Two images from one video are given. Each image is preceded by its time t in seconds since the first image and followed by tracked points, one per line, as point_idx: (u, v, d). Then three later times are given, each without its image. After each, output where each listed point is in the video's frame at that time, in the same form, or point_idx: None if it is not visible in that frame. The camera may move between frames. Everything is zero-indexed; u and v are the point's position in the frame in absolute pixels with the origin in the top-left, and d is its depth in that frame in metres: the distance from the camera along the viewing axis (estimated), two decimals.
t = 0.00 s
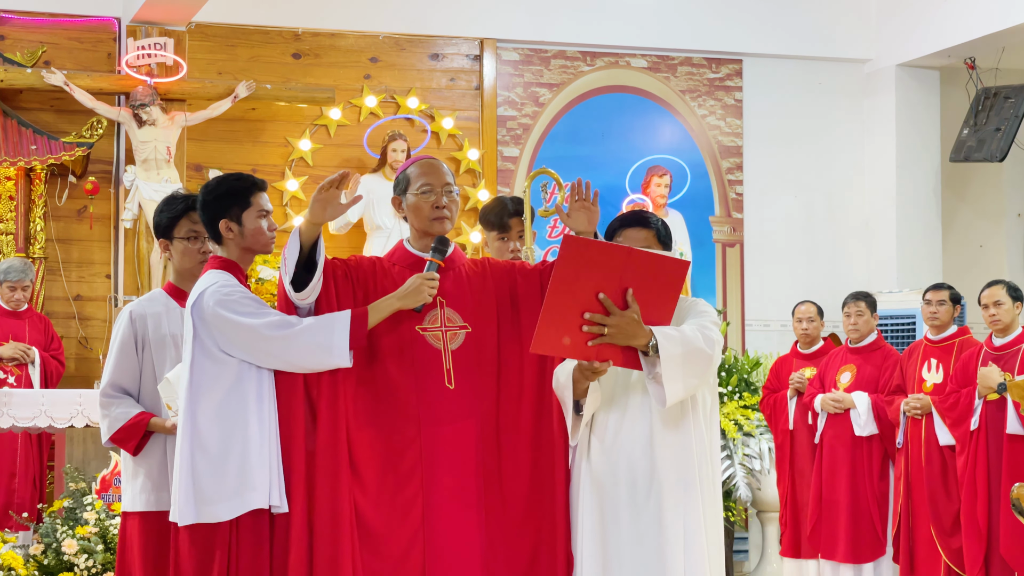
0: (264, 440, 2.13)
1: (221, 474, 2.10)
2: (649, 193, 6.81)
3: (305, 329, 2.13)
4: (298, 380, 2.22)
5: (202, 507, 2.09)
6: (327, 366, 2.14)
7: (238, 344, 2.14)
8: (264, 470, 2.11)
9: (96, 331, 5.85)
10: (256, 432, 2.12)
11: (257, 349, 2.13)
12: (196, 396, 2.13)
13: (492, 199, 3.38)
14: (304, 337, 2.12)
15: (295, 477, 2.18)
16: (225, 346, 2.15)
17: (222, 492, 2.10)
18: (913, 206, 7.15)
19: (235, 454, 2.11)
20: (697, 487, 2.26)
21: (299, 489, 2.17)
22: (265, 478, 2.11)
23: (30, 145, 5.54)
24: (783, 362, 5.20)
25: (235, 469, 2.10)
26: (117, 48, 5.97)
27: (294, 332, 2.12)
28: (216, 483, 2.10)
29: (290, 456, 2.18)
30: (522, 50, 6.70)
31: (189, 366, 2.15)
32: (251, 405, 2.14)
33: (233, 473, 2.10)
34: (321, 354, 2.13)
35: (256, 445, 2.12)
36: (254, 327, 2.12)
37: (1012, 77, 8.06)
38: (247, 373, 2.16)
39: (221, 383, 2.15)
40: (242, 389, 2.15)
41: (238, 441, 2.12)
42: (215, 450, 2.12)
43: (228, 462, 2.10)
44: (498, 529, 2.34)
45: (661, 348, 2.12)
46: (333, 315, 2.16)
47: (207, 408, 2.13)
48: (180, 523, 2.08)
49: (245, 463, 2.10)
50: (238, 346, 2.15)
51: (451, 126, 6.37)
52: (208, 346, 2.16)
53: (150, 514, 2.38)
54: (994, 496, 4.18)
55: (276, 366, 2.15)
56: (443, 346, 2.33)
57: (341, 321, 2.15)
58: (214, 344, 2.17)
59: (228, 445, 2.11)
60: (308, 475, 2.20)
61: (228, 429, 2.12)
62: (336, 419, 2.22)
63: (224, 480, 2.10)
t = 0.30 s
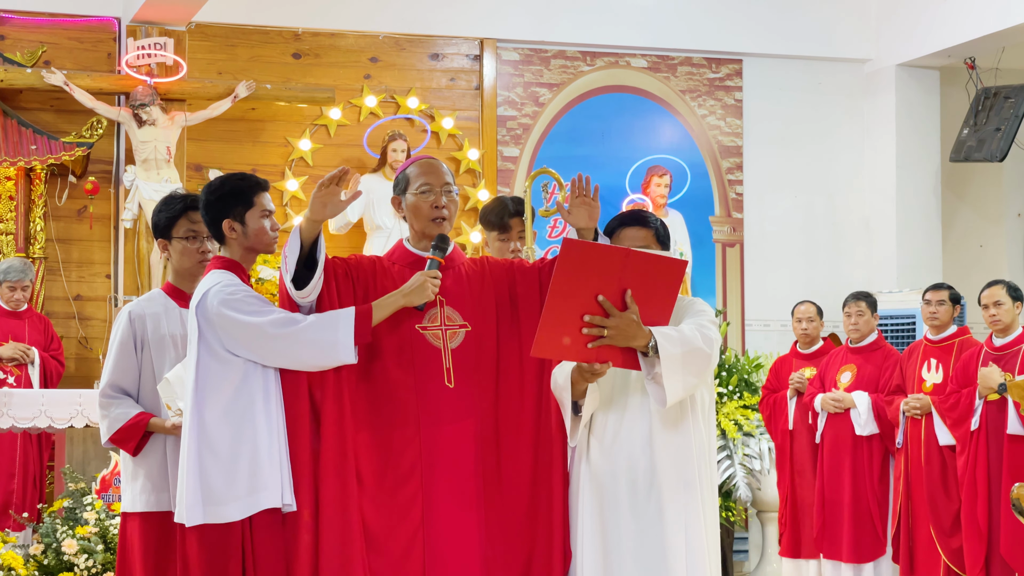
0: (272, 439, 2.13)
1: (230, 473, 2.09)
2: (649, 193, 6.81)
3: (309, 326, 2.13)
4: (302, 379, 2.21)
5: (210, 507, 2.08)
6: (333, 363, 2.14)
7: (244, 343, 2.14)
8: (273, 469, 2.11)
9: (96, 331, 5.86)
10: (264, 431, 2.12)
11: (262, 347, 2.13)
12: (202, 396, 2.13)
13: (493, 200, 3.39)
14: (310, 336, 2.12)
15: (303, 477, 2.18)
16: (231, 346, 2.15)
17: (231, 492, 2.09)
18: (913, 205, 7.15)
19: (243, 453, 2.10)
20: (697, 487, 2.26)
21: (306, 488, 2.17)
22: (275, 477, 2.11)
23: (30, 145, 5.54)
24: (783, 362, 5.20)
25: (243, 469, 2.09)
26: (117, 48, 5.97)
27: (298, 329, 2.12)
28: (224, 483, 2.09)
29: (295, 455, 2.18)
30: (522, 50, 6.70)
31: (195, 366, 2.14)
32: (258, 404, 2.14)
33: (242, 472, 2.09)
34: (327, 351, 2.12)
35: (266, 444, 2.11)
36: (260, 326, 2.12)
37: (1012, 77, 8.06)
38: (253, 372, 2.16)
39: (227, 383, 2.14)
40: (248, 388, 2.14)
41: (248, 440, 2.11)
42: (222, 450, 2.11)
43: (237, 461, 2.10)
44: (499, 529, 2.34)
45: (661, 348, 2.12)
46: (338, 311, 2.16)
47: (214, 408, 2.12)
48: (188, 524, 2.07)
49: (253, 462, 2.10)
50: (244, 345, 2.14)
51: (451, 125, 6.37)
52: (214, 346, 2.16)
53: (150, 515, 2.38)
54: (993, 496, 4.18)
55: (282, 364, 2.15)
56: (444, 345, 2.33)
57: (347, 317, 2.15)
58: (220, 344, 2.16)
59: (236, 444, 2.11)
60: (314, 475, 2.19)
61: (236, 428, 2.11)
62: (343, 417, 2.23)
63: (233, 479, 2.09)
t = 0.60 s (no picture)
0: (273, 439, 2.13)
1: (231, 473, 2.09)
2: (649, 193, 6.81)
3: (310, 325, 2.13)
4: (304, 380, 2.21)
5: (212, 507, 2.08)
6: (335, 362, 2.14)
7: (246, 343, 2.14)
8: (275, 469, 2.11)
9: (96, 331, 5.86)
10: (266, 431, 2.12)
11: (264, 347, 2.13)
12: (205, 396, 2.12)
13: (493, 200, 3.39)
14: (311, 335, 2.12)
15: (305, 476, 2.18)
16: (233, 345, 2.15)
17: (233, 492, 2.09)
18: (913, 205, 7.15)
19: (245, 453, 2.10)
20: (695, 487, 2.26)
21: (308, 488, 2.18)
22: (276, 476, 2.11)
23: (30, 145, 5.54)
24: (783, 362, 5.20)
25: (245, 469, 2.09)
26: (117, 48, 5.97)
27: (300, 328, 2.13)
28: (226, 482, 2.09)
29: (296, 455, 2.18)
30: (522, 50, 6.70)
31: (197, 366, 2.14)
32: (260, 404, 2.14)
33: (244, 472, 2.09)
34: (328, 350, 2.13)
35: (267, 444, 2.11)
36: (261, 326, 2.12)
37: (1012, 77, 8.06)
38: (256, 371, 2.16)
39: (230, 382, 2.14)
40: (251, 388, 2.14)
41: (249, 440, 2.11)
42: (223, 451, 2.10)
43: (238, 461, 2.10)
44: (500, 528, 2.34)
45: (658, 348, 2.12)
46: (339, 311, 2.16)
47: (216, 408, 2.12)
48: (189, 524, 2.07)
49: (255, 461, 2.10)
50: (246, 345, 2.14)
51: (451, 126, 6.37)
52: (215, 345, 2.16)
53: (151, 515, 2.38)
54: (993, 496, 4.19)
55: (284, 364, 2.15)
56: (444, 345, 2.33)
57: (348, 316, 2.16)
58: (222, 344, 2.16)
59: (238, 444, 2.11)
60: (315, 475, 2.19)
61: (238, 428, 2.11)
62: (343, 418, 2.23)
63: (235, 479, 2.09)
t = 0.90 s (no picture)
0: (274, 439, 2.13)
1: (231, 474, 2.09)
2: (649, 193, 6.81)
3: (313, 325, 2.13)
4: (306, 380, 2.21)
5: (213, 507, 2.08)
6: (338, 361, 2.15)
7: (249, 343, 2.14)
8: (276, 469, 2.11)
9: (96, 331, 5.86)
10: (267, 431, 2.12)
11: (267, 346, 2.13)
12: (207, 395, 2.12)
13: (493, 200, 3.39)
14: (312, 335, 2.12)
15: (305, 476, 2.19)
16: (235, 345, 2.14)
17: (234, 493, 2.09)
18: (913, 205, 7.15)
19: (245, 454, 2.10)
20: (694, 487, 2.26)
21: (307, 488, 2.18)
22: (276, 476, 2.11)
23: (30, 145, 5.54)
24: (783, 362, 5.19)
25: (246, 469, 2.09)
26: (117, 48, 5.97)
27: (303, 328, 2.13)
28: (227, 483, 2.09)
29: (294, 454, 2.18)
30: (522, 50, 6.70)
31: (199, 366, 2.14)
32: (261, 404, 2.14)
33: (245, 472, 2.09)
34: (332, 349, 2.13)
35: (267, 444, 2.12)
36: (263, 325, 2.12)
37: (1012, 77, 8.06)
38: (257, 371, 2.16)
39: (232, 383, 2.14)
40: (252, 388, 2.14)
41: (250, 440, 2.11)
42: (223, 452, 2.10)
43: (239, 462, 2.10)
44: (500, 528, 2.34)
45: (656, 347, 2.12)
46: (340, 310, 2.16)
47: (219, 407, 2.12)
48: (190, 524, 2.07)
49: (255, 462, 2.10)
50: (248, 345, 2.14)
51: (451, 125, 6.36)
52: (217, 345, 2.15)
53: (151, 515, 2.38)
54: (994, 496, 4.18)
55: (287, 364, 2.15)
56: (443, 345, 2.33)
57: (351, 316, 2.16)
58: (224, 344, 2.16)
59: (239, 444, 2.11)
60: (315, 475, 2.20)
61: (240, 428, 2.11)
62: (344, 418, 2.24)
63: (236, 480, 2.09)
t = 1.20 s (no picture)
0: (276, 439, 2.13)
1: (234, 474, 2.09)
2: (649, 193, 6.81)
3: (315, 325, 2.13)
4: (307, 379, 2.21)
5: (216, 507, 2.08)
6: (341, 361, 2.15)
7: (251, 342, 2.14)
8: (278, 469, 2.11)
9: (96, 331, 5.86)
10: (269, 431, 2.13)
11: (270, 347, 2.13)
12: (209, 396, 2.12)
13: (493, 200, 3.39)
14: (315, 335, 2.12)
15: (305, 475, 2.18)
16: (239, 346, 2.15)
17: (237, 493, 2.09)
18: (913, 205, 7.15)
19: (248, 454, 2.10)
20: (693, 486, 2.27)
21: (308, 487, 2.18)
22: (278, 476, 2.11)
23: (30, 145, 5.54)
24: (783, 362, 5.19)
25: (249, 470, 2.10)
26: (117, 48, 5.97)
27: (305, 328, 2.13)
28: (230, 483, 2.09)
29: (295, 453, 2.18)
30: (522, 50, 6.70)
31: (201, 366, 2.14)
32: (264, 404, 2.14)
33: (248, 472, 2.10)
34: (335, 348, 2.13)
35: (269, 443, 2.12)
36: (266, 325, 2.12)
37: (1012, 77, 8.06)
38: (260, 372, 2.16)
39: (235, 383, 2.14)
40: (255, 388, 2.15)
41: (251, 440, 2.11)
42: (225, 452, 2.10)
43: (242, 462, 2.10)
44: (500, 527, 2.34)
45: (656, 347, 2.12)
46: (342, 310, 2.16)
47: (221, 407, 2.12)
48: (193, 524, 2.07)
49: (258, 462, 2.10)
50: (250, 345, 2.14)
51: (451, 125, 6.36)
52: (220, 345, 2.16)
53: (153, 515, 2.38)
54: (994, 496, 4.19)
55: (288, 364, 2.15)
56: (444, 346, 2.33)
57: (353, 315, 2.16)
58: (226, 344, 2.16)
59: (241, 444, 2.11)
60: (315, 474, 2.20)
61: (243, 428, 2.11)
62: (344, 418, 2.24)
63: (239, 480, 2.09)
